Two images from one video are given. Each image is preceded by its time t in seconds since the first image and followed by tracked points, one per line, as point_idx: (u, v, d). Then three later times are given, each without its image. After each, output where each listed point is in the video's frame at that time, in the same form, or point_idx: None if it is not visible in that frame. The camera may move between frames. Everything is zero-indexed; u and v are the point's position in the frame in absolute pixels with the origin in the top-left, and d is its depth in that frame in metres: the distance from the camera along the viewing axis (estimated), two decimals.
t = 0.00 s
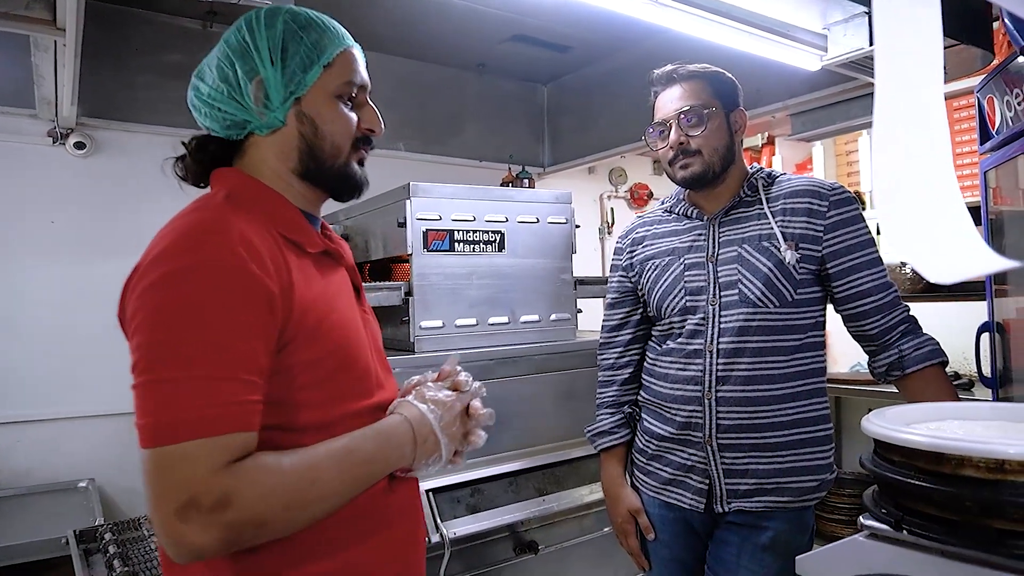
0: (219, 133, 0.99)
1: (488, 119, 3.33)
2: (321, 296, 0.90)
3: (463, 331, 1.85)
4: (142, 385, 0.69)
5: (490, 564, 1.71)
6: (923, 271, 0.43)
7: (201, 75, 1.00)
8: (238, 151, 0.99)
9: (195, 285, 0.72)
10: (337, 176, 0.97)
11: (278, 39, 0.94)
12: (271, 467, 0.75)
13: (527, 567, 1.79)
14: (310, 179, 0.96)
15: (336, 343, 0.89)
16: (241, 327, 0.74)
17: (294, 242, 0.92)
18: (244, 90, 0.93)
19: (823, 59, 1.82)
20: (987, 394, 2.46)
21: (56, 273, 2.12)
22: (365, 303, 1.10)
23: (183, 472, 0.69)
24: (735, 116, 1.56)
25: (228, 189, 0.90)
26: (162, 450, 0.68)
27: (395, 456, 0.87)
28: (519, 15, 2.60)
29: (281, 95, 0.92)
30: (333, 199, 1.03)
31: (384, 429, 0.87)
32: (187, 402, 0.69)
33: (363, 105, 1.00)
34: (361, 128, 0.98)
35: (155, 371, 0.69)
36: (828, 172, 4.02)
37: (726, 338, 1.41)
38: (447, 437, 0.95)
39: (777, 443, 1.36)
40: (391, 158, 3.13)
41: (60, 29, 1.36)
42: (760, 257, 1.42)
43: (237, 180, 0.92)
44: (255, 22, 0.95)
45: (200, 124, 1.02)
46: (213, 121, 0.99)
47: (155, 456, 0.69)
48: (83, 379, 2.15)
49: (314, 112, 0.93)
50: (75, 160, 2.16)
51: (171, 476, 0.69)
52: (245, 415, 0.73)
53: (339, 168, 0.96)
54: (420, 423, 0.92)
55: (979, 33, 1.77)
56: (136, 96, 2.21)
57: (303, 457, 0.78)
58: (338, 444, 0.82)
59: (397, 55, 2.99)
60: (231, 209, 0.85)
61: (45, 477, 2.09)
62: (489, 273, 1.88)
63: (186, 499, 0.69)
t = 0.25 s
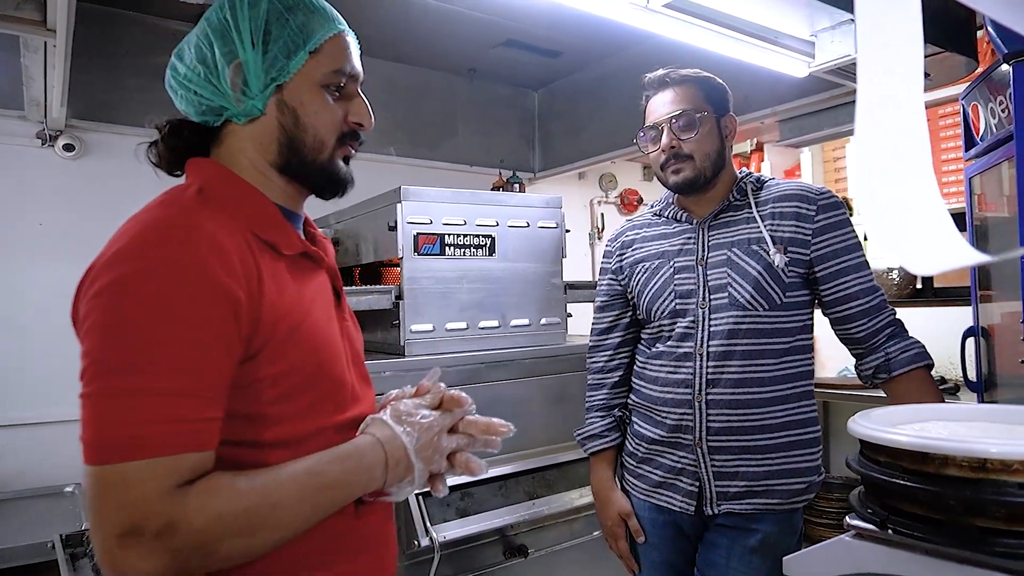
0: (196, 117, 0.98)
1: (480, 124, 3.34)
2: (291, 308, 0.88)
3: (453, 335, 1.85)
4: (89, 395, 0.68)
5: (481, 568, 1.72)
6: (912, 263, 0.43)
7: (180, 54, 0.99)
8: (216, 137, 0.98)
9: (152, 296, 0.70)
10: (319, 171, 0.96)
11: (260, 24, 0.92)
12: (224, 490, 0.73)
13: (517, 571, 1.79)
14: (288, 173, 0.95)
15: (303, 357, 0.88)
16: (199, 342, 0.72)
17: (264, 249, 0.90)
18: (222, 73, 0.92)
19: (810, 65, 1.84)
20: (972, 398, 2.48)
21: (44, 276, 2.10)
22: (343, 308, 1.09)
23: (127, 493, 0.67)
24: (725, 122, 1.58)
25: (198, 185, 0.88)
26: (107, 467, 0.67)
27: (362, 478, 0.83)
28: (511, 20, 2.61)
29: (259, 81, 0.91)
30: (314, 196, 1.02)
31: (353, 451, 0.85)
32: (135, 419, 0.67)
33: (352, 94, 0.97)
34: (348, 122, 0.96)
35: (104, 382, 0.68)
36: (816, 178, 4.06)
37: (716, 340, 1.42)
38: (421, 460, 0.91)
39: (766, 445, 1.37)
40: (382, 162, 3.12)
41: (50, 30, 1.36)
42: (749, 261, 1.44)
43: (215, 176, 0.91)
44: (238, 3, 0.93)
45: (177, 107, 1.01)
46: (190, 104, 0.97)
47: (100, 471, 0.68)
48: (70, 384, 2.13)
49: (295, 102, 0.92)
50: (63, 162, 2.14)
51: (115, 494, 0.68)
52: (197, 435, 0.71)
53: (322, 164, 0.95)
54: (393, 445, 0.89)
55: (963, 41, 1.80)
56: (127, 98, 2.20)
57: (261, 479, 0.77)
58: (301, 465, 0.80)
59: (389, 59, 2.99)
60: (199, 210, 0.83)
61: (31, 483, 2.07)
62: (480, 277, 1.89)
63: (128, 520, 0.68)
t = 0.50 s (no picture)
0: (178, 116, 0.96)
1: (475, 128, 3.35)
2: (278, 318, 0.85)
3: (449, 338, 1.85)
4: (62, 408, 0.65)
5: (477, 570, 1.72)
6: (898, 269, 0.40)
7: (161, 50, 0.96)
8: (200, 140, 0.96)
9: (132, 306, 0.67)
10: (307, 175, 0.93)
11: (242, 20, 0.89)
12: (206, 509, 0.71)
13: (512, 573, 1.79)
14: (274, 178, 0.93)
15: (290, 369, 0.85)
16: (180, 355, 0.70)
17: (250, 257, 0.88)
18: (203, 74, 0.89)
19: (803, 70, 1.85)
20: (964, 400, 2.50)
21: (37, 280, 2.09)
22: (331, 315, 1.07)
23: (102, 512, 0.65)
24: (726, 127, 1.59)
25: (183, 188, 0.86)
26: (80, 484, 0.65)
27: (352, 492, 0.82)
28: (506, 24, 2.62)
29: (243, 83, 0.88)
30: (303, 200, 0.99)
31: (342, 468, 0.83)
32: (112, 436, 0.65)
33: (343, 94, 0.94)
34: (338, 122, 0.93)
35: (79, 396, 0.65)
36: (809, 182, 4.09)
37: (710, 341, 1.43)
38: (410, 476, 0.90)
39: (760, 445, 1.38)
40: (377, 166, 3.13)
41: (47, 34, 1.36)
42: (744, 262, 1.45)
43: (201, 178, 0.89)
44: None
45: (159, 104, 0.98)
46: (171, 103, 0.95)
47: (74, 489, 0.65)
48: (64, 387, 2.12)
49: (281, 104, 0.90)
50: (57, 166, 2.14)
51: (88, 513, 0.65)
52: (177, 451, 0.69)
53: (309, 167, 0.92)
54: (382, 462, 0.88)
55: (953, 46, 1.82)
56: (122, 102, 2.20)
57: (244, 495, 0.75)
58: (286, 483, 0.78)
59: (384, 63, 3.00)
60: (183, 215, 0.80)
61: (26, 488, 2.05)
62: (475, 280, 1.89)
63: (104, 540, 0.65)
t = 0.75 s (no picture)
0: (168, 112, 0.92)
1: (470, 130, 3.35)
2: (269, 324, 0.83)
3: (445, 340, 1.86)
4: (46, 420, 0.64)
5: (472, 571, 1.73)
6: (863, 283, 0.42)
7: (150, 41, 0.93)
8: (194, 137, 0.94)
9: (118, 314, 0.65)
10: (305, 175, 0.92)
11: (249, 15, 0.88)
12: (194, 522, 0.69)
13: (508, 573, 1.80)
14: (274, 177, 0.92)
15: (283, 377, 0.83)
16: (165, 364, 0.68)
17: (240, 260, 0.85)
18: (207, 69, 0.88)
19: (797, 74, 1.87)
20: (956, 402, 2.52)
21: (32, 282, 2.09)
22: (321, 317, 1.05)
23: (86, 526, 0.64)
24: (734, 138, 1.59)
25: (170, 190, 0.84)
26: (65, 497, 0.64)
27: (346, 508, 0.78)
28: (502, 28, 2.64)
29: (250, 81, 0.87)
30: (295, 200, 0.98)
31: (332, 477, 0.78)
32: (95, 448, 0.64)
33: (338, 93, 0.95)
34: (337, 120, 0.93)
35: (62, 407, 0.64)
36: (803, 185, 4.12)
37: (706, 340, 1.44)
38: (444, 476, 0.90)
39: (754, 444, 1.39)
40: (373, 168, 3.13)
41: (44, 37, 1.36)
42: (739, 263, 1.46)
43: (190, 180, 0.87)
44: None
45: (147, 96, 0.94)
46: (162, 97, 0.91)
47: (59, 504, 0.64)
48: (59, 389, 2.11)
49: (286, 100, 0.89)
50: (52, 168, 2.13)
51: (73, 527, 0.64)
52: (161, 464, 0.67)
53: (308, 167, 0.91)
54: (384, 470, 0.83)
55: (945, 51, 1.84)
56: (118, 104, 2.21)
57: (233, 507, 0.73)
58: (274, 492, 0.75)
59: (380, 66, 3.01)
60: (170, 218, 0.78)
61: (21, 490, 2.04)
62: (471, 282, 1.90)
63: (90, 552, 0.65)
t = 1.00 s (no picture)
0: (181, 119, 0.90)
1: (465, 137, 3.37)
2: (263, 330, 0.83)
3: (442, 347, 1.86)
4: (38, 420, 0.64)
5: None
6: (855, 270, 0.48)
7: (154, 45, 0.90)
8: (202, 143, 0.93)
9: (120, 314, 0.66)
10: (310, 184, 0.95)
11: (274, 27, 0.91)
12: (184, 527, 0.68)
13: None
14: (284, 184, 0.93)
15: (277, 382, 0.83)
16: (161, 367, 0.67)
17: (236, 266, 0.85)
18: (233, 72, 0.88)
19: (789, 84, 1.89)
20: (948, 407, 2.55)
21: (26, 288, 2.07)
22: (314, 327, 1.05)
23: (78, 527, 0.64)
24: (738, 152, 1.59)
25: (166, 195, 0.83)
26: (57, 499, 0.63)
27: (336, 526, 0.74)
28: (497, 36, 2.66)
29: (274, 89, 0.89)
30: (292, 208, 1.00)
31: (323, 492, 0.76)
32: (89, 449, 0.63)
33: (335, 109, 1.02)
34: (335, 132, 1.00)
35: (57, 407, 0.63)
36: (794, 192, 4.16)
37: (704, 346, 1.46)
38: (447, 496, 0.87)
39: (750, 450, 1.41)
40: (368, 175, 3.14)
41: (42, 44, 1.36)
42: (737, 270, 1.47)
43: (187, 186, 0.86)
44: (245, 3, 0.91)
45: (154, 98, 0.91)
46: (174, 103, 0.89)
47: (52, 505, 0.64)
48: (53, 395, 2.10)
49: (301, 109, 0.92)
50: (47, 174, 2.12)
51: (64, 528, 0.64)
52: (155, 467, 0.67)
53: (313, 176, 0.95)
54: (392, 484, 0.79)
55: (934, 62, 1.87)
56: (113, 111, 2.21)
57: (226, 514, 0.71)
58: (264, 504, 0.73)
59: (375, 73, 3.02)
60: (167, 222, 0.78)
61: (12, 499, 2.02)
62: (468, 289, 1.91)
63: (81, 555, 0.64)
